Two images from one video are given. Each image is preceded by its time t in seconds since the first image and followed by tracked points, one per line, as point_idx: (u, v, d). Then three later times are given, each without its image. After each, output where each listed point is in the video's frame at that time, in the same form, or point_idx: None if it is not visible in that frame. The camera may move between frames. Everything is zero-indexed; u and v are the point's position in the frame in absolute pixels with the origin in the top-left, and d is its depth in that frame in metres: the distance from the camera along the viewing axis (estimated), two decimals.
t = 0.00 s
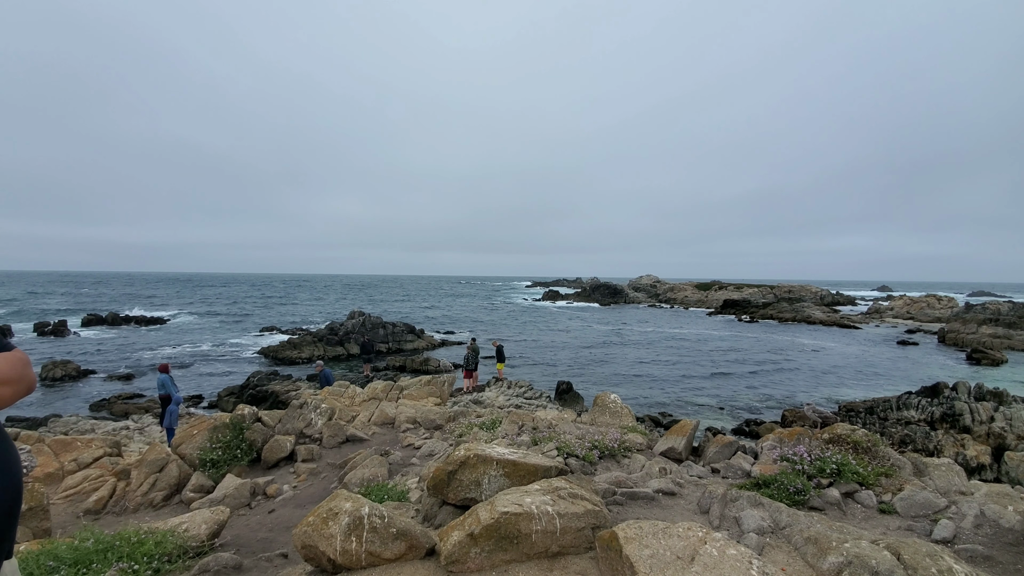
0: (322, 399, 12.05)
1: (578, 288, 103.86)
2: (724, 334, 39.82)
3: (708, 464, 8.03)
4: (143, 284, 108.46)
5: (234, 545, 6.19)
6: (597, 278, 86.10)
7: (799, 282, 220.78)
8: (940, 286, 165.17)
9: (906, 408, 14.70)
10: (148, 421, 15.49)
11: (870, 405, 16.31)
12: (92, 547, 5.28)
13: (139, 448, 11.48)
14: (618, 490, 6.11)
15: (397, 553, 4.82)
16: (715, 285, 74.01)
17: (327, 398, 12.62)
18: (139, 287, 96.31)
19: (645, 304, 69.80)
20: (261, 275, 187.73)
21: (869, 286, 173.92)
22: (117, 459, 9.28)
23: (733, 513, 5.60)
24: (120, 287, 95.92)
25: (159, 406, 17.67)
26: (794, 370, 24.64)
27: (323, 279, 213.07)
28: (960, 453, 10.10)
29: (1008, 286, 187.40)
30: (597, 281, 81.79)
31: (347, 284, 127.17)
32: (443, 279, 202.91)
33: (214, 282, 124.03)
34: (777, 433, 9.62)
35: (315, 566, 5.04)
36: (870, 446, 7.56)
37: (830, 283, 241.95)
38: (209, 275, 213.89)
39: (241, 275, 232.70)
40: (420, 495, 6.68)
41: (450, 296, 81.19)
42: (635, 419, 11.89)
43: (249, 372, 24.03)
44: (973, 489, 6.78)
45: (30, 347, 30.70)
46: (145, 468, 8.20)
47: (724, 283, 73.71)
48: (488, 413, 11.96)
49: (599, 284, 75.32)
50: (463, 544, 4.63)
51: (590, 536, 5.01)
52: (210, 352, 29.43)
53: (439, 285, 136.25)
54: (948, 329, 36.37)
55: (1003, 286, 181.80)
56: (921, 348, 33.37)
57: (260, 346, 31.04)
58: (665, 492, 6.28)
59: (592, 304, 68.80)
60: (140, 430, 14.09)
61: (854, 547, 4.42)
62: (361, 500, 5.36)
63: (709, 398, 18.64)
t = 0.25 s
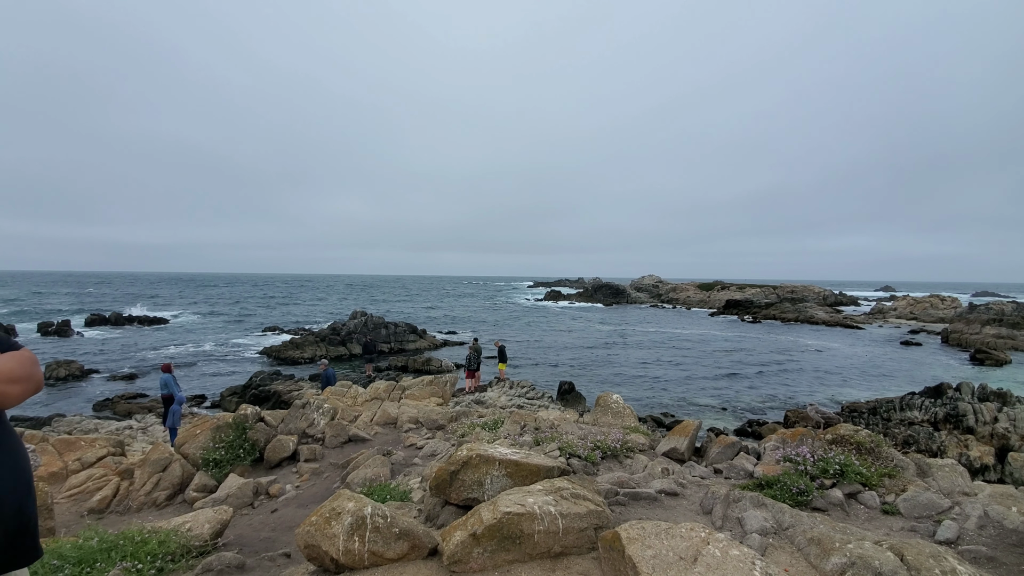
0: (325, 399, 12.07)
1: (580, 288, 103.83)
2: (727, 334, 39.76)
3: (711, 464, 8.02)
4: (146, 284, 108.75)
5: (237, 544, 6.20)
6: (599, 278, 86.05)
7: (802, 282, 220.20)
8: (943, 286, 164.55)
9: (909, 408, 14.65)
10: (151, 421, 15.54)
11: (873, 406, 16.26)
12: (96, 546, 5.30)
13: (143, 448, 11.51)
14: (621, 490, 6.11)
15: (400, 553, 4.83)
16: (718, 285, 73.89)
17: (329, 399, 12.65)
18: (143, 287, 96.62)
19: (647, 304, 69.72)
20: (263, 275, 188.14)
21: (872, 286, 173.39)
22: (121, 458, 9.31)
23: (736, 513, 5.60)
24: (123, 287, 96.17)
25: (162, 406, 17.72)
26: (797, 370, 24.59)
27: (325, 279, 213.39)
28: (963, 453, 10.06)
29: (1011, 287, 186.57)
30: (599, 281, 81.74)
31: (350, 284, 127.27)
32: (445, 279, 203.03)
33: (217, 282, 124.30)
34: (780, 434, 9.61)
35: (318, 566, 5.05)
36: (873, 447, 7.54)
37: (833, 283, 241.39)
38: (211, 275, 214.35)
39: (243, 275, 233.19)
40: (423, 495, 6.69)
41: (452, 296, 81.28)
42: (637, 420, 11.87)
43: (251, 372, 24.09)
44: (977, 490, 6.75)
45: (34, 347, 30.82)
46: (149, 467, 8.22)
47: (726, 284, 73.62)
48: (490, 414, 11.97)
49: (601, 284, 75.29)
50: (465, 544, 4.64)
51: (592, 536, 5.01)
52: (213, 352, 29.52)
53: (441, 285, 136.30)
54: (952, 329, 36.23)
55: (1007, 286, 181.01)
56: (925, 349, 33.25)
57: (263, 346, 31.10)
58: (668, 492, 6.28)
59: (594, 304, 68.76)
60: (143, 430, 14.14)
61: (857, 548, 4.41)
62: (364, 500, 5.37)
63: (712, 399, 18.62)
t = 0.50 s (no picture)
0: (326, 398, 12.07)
1: (581, 288, 103.77)
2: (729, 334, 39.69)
3: (713, 464, 8.01)
4: (148, 284, 108.87)
5: (239, 544, 6.21)
6: (601, 278, 86.01)
7: (804, 282, 219.67)
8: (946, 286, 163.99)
9: (912, 409, 14.61)
10: (153, 421, 15.57)
11: (875, 406, 16.21)
12: (99, 545, 5.32)
13: (145, 447, 11.54)
14: (623, 490, 6.11)
15: (402, 552, 4.83)
16: (719, 285, 73.77)
17: (331, 398, 12.66)
18: (144, 287, 96.79)
19: (649, 304, 69.65)
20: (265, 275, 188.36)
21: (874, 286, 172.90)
22: (124, 458, 9.33)
23: (738, 514, 5.59)
24: (124, 287, 96.33)
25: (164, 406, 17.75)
26: (800, 371, 24.54)
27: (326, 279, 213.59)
28: (966, 454, 10.02)
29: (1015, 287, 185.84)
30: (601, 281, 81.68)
31: (351, 284, 127.34)
32: (446, 279, 203.10)
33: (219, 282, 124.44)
34: (782, 434, 9.58)
35: (320, 565, 5.05)
36: (876, 447, 7.52)
37: (835, 283, 240.92)
38: (213, 275, 214.66)
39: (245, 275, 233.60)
40: (424, 495, 6.70)
41: (454, 296, 81.33)
42: (639, 420, 11.85)
43: (253, 372, 24.12)
44: (980, 490, 6.73)
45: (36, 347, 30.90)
46: (151, 467, 8.24)
47: (728, 284, 73.52)
48: (492, 413, 11.98)
49: (603, 284, 75.25)
50: (467, 544, 4.64)
51: (594, 536, 5.01)
52: (215, 352, 29.57)
53: (443, 285, 136.15)
54: (955, 329, 36.11)
55: (1010, 286, 180.38)
56: (927, 349, 33.13)
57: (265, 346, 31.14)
58: (670, 493, 6.28)
59: (596, 304, 68.71)
60: (146, 429, 14.17)
61: (860, 548, 4.40)
62: (366, 500, 5.37)
63: (714, 399, 18.59)
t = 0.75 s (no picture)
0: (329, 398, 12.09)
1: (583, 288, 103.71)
2: (731, 334, 39.62)
3: (716, 465, 8.00)
4: (150, 284, 109.08)
5: (242, 543, 6.22)
6: (603, 278, 85.99)
7: (806, 283, 219.19)
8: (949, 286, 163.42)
9: (916, 409, 14.55)
10: (156, 421, 15.61)
11: (878, 407, 16.16)
12: (103, 544, 5.34)
13: (148, 447, 11.57)
14: (625, 490, 6.10)
15: (404, 552, 4.84)
16: (722, 285, 73.65)
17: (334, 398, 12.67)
18: (147, 288, 97.02)
19: (651, 304, 69.58)
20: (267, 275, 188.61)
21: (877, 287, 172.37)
22: (127, 457, 9.37)
23: (741, 514, 5.58)
24: (127, 287, 96.56)
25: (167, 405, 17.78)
26: (802, 371, 24.47)
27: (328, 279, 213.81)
28: (969, 455, 9.98)
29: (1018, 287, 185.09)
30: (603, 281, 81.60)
31: (353, 284, 127.45)
32: (448, 279, 203.17)
33: (221, 282, 124.58)
34: (785, 435, 9.56)
35: (322, 565, 5.06)
36: (879, 448, 7.50)
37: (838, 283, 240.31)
38: (215, 275, 215.10)
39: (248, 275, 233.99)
40: (427, 494, 6.70)
41: (456, 296, 81.36)
42: (641, 420, 11.84)
43: (255, 372, 24.15)
44: (983, 491, 6.70)
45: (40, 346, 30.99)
46: (155, 466, 8.27)
47: (730, 284, 73.38)
48: (494, 413, 11.98)
49: (605, 284, 75.19)
50: (470, 544, 4.65)
51: (597, 536, 5.00)
52: (217, 352, 29.62)
53: (445, 285, 136.20)
54: (958, 330, 35.98)
55: (1014, 286, 179.68)
56: (931, 349, 33.02)
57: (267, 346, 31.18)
58: (673, 493, 6.27)
59: (598, 305, 68.66)
60: (149, 429, 14.20)
61: (863, 549, 4.39)
62: (368, 499, 5.38)
63: (716, 399, 18.56)
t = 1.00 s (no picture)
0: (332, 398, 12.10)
1: (586, 288, 103.62)
2: (734, 334, 39.53)
3: (718, 465, 7.99)
4: (153, 284, 109.36)
5: (245, 542, 6.25)
6: (605, 278, 85.95)
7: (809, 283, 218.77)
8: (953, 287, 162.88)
9: (919, 410, 14.50)
10: (160, 420, 15.66)
11: (881, 407, 16.11)
12: (107, 543, 5.37)
13: (151, 446, 11.61)
14: (628, 490, 6.10)
15: (407, 551, 4.85)
16: (724, 285, 73.50)
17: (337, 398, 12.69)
18: (150, 287, 97.28)
19: (653, 304, 69.46)
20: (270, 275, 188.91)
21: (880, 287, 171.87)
22: (130, 456, 9.41)
23: (744, 514, 5.57)
24: (130, 287, 96.82)
25: (170, 405, 17.83)
26: (805, 371, 24.39)
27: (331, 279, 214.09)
28: (973, 455, 9.94)
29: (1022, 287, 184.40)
30: (605, 281, 81.54)
31: (355, 284, 127.61)
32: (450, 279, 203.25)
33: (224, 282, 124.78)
34: (789, 435, 9.53)
35: (325, 564, 5.07)
36: (883, 448, 7.47)
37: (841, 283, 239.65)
38: (218, 275, 215.57)
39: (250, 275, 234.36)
40: (429, 494, 6.70)
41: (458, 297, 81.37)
42: (644, 420, 11.83)
43: (258, 372, 24.20)
44: (987, 492, 6.67)
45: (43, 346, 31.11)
46: (158, 465, 8.31)
47: (733, 284, 73.25)
48: (496, 413, 11.98)
49: (607, 284, 75.10)
50: (472, 544, 4.65)
51: (600, 536, 5.01)
52: (220, 352, 29.67)
53: (447, 286, 136.19)
54: (962, 330, 35.82)
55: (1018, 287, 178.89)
56: (934, 350, 32.88)
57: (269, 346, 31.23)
58: (675, 493, 6.26)
59: (600, 305, 68.60)
60: (151, 428, 14.24)
61: (866, 549, 4.39)
62: (371, 499, 5.38)
63: (719, 399, 18.52)
